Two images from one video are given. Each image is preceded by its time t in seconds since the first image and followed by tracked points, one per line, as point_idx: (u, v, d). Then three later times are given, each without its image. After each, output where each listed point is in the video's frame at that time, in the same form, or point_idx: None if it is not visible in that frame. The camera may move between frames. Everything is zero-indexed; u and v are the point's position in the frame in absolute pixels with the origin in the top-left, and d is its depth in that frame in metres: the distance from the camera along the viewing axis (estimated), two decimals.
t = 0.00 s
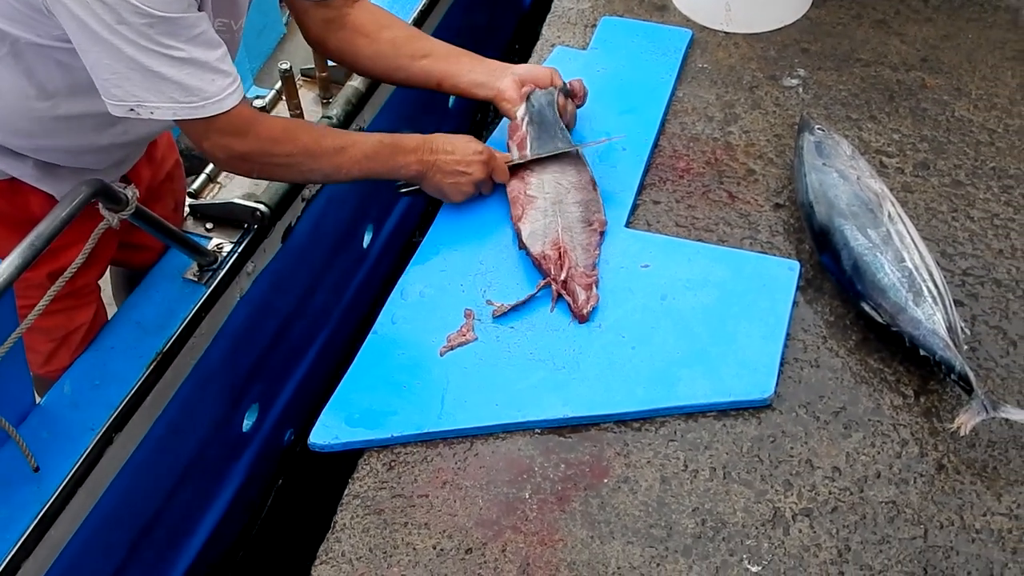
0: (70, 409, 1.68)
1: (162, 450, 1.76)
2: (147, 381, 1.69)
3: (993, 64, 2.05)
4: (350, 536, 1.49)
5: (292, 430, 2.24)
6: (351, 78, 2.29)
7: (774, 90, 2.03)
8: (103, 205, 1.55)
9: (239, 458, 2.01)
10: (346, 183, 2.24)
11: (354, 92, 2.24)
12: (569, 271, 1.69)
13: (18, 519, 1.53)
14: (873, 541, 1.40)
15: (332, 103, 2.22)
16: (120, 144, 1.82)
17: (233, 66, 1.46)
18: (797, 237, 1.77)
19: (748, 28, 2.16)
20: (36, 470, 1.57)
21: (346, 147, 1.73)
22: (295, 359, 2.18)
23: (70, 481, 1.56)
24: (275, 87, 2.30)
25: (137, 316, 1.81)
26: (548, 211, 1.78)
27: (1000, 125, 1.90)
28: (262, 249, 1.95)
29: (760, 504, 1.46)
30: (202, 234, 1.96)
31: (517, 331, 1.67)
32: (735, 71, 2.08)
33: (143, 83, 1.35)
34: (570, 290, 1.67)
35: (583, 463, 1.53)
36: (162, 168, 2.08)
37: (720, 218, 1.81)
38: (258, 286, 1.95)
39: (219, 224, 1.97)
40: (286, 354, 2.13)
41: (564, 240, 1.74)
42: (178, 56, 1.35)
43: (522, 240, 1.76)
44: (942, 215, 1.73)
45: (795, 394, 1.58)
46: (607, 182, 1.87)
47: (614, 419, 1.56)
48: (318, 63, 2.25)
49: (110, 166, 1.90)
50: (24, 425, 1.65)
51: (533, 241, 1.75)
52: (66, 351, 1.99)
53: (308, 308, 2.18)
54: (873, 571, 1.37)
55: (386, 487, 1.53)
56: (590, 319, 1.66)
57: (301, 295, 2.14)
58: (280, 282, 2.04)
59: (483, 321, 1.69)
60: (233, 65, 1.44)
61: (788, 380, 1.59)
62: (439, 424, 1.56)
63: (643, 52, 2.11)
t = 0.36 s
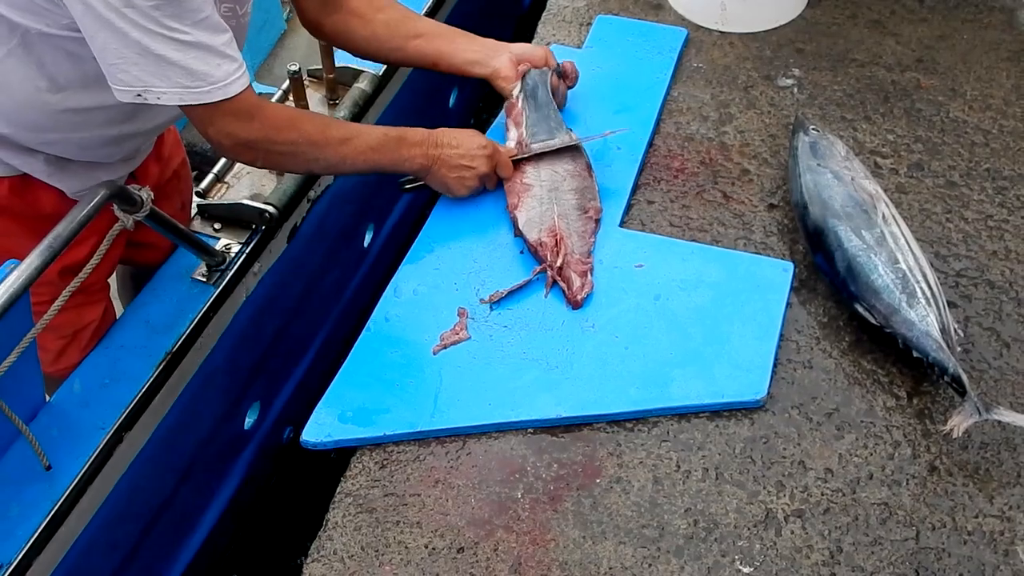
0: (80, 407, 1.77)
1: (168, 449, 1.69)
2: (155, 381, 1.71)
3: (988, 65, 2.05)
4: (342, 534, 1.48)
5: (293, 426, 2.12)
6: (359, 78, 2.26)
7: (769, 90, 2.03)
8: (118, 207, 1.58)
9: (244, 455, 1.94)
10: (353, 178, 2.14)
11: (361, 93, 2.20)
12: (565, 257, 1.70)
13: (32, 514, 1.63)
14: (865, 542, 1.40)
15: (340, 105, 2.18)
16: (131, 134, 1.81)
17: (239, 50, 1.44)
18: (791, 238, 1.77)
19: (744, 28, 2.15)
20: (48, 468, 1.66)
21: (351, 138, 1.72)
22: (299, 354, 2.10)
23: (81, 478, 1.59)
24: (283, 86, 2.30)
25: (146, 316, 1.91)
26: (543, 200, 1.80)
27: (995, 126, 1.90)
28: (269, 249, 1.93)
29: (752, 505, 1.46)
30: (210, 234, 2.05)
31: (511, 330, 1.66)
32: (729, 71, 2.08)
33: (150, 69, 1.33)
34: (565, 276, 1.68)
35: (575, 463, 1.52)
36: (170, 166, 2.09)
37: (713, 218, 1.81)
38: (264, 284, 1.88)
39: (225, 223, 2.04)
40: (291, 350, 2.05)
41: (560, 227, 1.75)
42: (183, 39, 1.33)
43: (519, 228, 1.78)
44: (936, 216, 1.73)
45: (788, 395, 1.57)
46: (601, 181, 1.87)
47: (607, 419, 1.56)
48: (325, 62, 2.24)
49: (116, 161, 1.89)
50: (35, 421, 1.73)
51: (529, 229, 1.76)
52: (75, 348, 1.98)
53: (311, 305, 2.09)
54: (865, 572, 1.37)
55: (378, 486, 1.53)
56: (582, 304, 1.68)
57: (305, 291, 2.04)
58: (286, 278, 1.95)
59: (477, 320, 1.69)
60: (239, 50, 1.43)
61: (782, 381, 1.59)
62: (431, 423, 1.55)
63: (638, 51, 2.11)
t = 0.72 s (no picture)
0: (97, 398, 1.72)
1: (179, 442, 1.70)
2: (170, 376, 1.69)
3: (1004, 79, 2.04)
4: (343, 535, 1.47)
5: (298, 420, 2.10)
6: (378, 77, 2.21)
7: (782, 99, 2.01)
8: (143, 201, 1.58)
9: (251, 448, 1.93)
10: (367, 174, 2.15)
11: (382, 92, 2.15)
12: (581, 249, 1.71)
13: (46, 504, 1.57)
14: (869, 560, 1.39)
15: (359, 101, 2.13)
16: (155, 121, 1.80)
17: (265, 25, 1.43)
18: (801, 249, 1.76)
19: (758, 35, 2.14)
20: (66, 458, 1.62)
21: (366, 132, 1.69)
22: (309, 348, 2.09)
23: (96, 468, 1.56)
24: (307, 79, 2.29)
25: (164, 308, 1.86)
26: (558, 192, 1.80)
27: (1009, 141, 1.89)
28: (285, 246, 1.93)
29: (756, 518, 1.45)
30: (229, 228, 2.03)
31: (517, 335, 1.65)
32: (743, 79, 2.06)
33: (178, 45, 1.33)
34: (581, 268, 1.70)
35: (579, 470, 1.51)
36: (191, 159, 2.09)
37: (724, 227, 1.79)
38: (277, 280, 1.89)
39: (244, 218, 2.04)
40: (300, 345, 2.04)
41: (576, 220, 1.75)
42: (212, 13, 1.32)
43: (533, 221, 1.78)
44: (948, 231, 1.72)
45: (795, 408, 1.56)
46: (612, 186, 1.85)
47: (612, 427, 1.55)
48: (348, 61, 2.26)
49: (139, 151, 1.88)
50: (52, 409, 1.70)
51: (545, 222, 1.76)
52: (93, 339, 1.97)
53: (322, 300, 2.09)
54: None
55: (381, 488, 1.52)
56: (597, 297, 1.69)
57: (316, 287, 2.04)
58: (297, 275, 1.95)
59: (485, 323, 1.68)
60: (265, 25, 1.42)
61: (788, 395, 1.58)
62: (436, 426, 1.55)
63: (652, 57, 2.09)
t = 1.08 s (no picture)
0: (131, 394, 1.73)
1: (211, 443, 1.71)
2: (204, 373, 1.72)
3: None
4: (370, 549, 1.47)
5: (325, 426, 2.11)
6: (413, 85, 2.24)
7: (818, 127, 2.02)
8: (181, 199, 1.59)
9: (281, 452, 1.95)
10: (400, 182, 2.16)
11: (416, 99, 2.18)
12: (617, 255, 1.74)
13: (80, 495, 1.59)
14: None
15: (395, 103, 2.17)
16: (196, 113, 1.80)
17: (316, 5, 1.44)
18: (834, 278, 1.75)
19: (796, 62, 2.15)
20: (99, 451, 1.63)
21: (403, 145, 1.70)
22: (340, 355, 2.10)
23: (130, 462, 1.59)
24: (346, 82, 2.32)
25: (198, 309, 1.85)
26: (588, 200, 1.83)
27: None
28: (318, 250, 1.95)
29: (785, 547, 1.43)
30: (263, 231, 2.00)
31: (548, 354, 1.65)
32: (778, 105, 2.07)
33: (229, 19, 1.34)
34: (619, 273, 1.72)
35: (607, 492, 1.51)
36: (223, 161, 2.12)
37: (757, 253, 1.79)
38: (310, 283, 1.91)
39: (278, 221, 2.01)
40: (330, 351, 2.06)
41: (609, 227, 1.78)
42: None
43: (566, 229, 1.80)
44: (984, 265, 1.71)
45: (825, 437, 1.55)
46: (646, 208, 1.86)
47: (641, 450, 1.54)
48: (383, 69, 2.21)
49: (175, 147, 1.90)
50: (87, 404, 1.71)
51: (579, 230, 1.78)
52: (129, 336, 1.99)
53: (353, 307, 2.10)
54: None
55: (408, 502, 1.52)
56: (636, 302, 1.71)
57: (348, 293, 2.06)
58: (329, 280, 1.97)
59: (515, 342, 1.68)
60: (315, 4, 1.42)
61: (819, 424, 1.57)
62: (465, 443, 1.55)
63: (688, 81, 2.10)
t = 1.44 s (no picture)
0: (209, 369, 1.71)
1: (284, 423, 1.77)
2: (283, 351, 1.73)
3: None
4: (440, 551, 1.49)
5: (395, 418, 2.18)
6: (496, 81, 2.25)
7: (910, 154, 1.99)
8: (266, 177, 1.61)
9: (349, 439, 2.01)
10: (476, 180, 2.21)
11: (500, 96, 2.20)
12: (702, 281, 1.72)
13: (155, 465, 1.56)
14: None
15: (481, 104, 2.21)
16: (291, 87, 1.81)
17: None
18: (922, 307, 1.73)
19: (891, 86, 2.13)
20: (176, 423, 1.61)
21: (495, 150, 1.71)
22: (409, 348, 2.16)
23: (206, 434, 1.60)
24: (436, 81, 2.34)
25: (277, 289, 1.83)
26: (683, 222, 1.82)
27: None
28: (396, 239, 1.96)
29: None
30: (343, 218, 1.96)
31: (627, 368, 1.65)
32: (870, 130, 2.05)
33: None
34: (702, 300, 1.70)
35: (680, 510, 1.50)
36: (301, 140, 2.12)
37: (843, 278, 1.77)
38: (388, 273, 1.95)
39: (359, 208, 1.96)
40: (401, 344, 2.11)
41: (698, 251, 1.77)
42: None
43: (655, 248, 1.80)
44: None
45: (907, 469, 1.53)
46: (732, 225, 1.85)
47: (716, 470, 1.53)
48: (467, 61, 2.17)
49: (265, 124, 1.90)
50: (167, 377, 1.69)
51: (666, 250, 1.79)
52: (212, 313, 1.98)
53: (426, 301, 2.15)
54: None
55: (480, 507, 1.53)
56: (718, 330, 1.69)
57: (422, 287, 2.11)
58: (405, 273, 2.02)
59: (594, 354, 1.68)
60: None
61: (901, 456, 1.54)
62: (538, 451, 1.55)
63: (778, 101, 2.10)
